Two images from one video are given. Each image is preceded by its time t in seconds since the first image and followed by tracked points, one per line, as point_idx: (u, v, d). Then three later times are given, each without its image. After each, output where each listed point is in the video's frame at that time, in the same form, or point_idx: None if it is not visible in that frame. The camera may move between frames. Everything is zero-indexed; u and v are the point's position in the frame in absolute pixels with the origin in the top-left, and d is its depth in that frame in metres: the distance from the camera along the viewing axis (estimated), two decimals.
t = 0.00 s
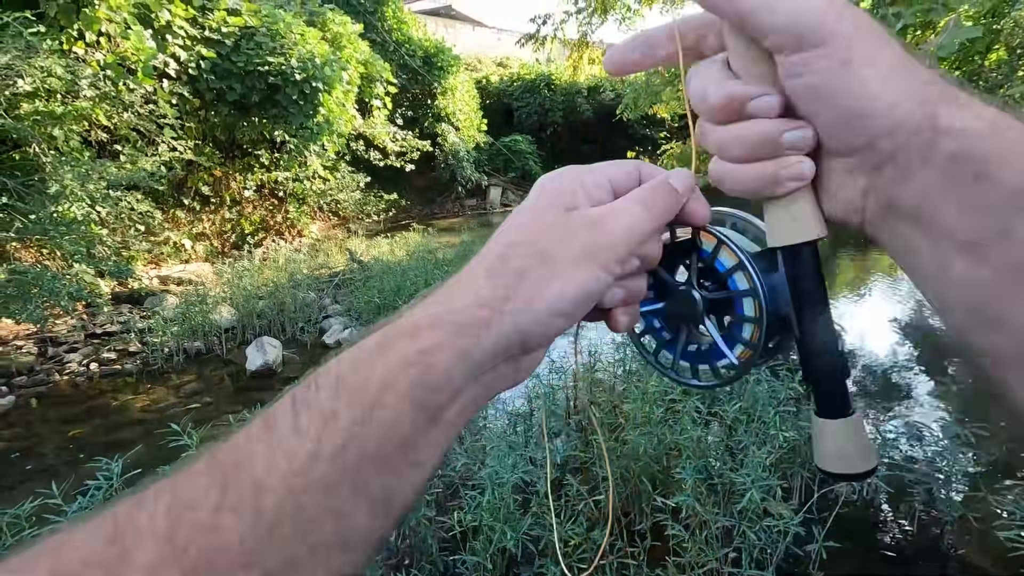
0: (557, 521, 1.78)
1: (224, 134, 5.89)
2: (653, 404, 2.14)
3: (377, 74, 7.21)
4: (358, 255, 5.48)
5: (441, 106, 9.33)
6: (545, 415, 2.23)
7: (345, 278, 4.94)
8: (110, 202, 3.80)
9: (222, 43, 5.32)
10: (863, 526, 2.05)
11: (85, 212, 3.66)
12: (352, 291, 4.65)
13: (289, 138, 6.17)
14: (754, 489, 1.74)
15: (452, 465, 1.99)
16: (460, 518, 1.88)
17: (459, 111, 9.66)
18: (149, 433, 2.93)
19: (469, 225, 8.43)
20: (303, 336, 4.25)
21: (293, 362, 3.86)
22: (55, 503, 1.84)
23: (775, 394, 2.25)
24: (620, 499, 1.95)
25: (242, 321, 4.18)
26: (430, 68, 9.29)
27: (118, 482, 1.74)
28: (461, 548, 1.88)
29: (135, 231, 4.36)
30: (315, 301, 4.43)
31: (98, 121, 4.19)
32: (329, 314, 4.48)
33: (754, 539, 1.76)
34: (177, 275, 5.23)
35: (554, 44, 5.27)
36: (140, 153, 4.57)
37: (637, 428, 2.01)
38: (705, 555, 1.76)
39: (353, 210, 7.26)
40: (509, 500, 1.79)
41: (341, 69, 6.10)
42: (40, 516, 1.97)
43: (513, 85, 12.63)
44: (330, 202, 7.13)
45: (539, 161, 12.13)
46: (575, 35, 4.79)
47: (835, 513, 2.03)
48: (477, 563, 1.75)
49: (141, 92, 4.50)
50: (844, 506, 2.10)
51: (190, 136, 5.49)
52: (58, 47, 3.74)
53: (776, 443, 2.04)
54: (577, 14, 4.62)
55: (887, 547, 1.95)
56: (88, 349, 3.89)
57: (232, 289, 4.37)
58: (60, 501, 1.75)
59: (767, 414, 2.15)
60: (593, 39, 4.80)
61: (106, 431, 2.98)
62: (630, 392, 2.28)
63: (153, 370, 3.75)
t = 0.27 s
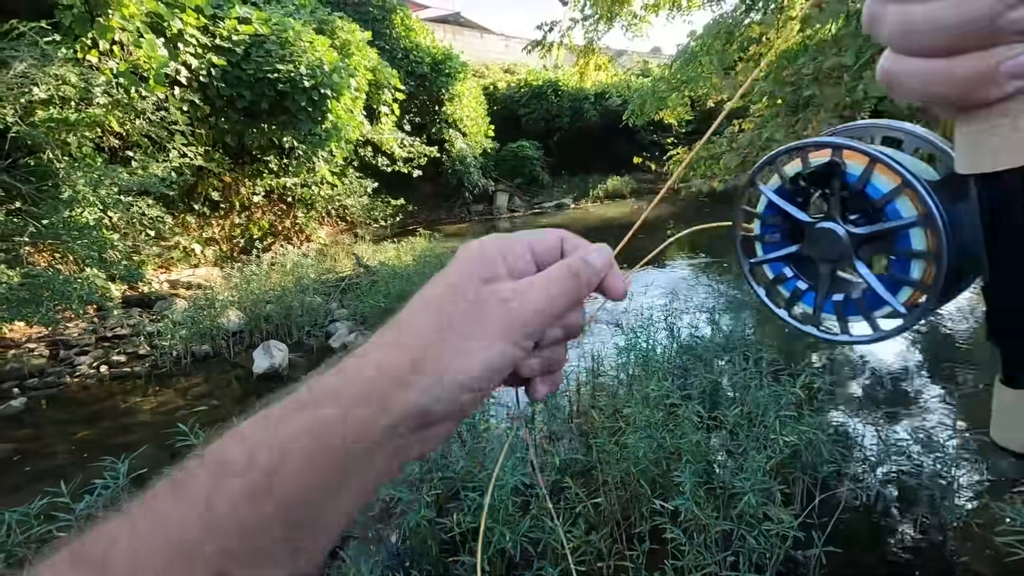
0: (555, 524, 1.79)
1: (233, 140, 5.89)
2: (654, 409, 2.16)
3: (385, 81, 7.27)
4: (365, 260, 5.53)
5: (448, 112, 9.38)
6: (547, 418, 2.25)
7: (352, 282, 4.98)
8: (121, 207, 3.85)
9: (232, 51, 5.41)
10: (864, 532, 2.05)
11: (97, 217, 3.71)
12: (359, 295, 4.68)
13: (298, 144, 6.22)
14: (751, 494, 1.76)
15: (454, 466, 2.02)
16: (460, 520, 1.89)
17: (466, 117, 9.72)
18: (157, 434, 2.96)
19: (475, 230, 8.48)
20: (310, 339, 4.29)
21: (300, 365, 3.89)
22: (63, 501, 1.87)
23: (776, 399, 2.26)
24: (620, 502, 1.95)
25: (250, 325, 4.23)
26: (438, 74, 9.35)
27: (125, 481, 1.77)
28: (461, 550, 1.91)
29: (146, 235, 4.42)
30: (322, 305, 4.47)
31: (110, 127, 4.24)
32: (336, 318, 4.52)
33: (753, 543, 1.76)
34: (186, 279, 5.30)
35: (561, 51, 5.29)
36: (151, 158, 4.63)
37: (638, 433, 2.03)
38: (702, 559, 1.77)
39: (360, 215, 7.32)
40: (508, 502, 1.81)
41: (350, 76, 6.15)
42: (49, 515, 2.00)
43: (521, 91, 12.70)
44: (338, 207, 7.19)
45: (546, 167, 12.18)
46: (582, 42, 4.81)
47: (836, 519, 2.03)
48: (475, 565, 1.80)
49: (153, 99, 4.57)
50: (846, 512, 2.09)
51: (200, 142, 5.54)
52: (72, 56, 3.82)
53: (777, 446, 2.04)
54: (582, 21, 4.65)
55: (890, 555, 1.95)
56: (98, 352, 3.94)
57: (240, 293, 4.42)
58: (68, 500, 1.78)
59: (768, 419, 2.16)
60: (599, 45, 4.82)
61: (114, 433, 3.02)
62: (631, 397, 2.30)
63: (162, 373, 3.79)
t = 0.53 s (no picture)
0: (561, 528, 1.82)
1: (251, 148, 5.99)
2: (661, 415, 2.17)
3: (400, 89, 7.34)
4: (378, 266, 5.58)
5: (462, 120, 9.45)
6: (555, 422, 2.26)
7: (365, 288, 5.02)
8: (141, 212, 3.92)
9: (251, 60, 5.53)
10: (874, 542, 2.05)
11: (118, 221, 3.78)
12: (371, 301, 4.72)
13: (313, 152, 6.29)
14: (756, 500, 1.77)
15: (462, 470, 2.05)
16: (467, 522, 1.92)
17: (479, 125, 9.78)
18: (173, 435, 3.02)
19: (488, 237, 8.52)
20: (323, 344, 4.34)
21: (313, 369, 3.94)
22: (83, 498, 1.92)
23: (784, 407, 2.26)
24: (626, 507, 1.97)
25: (264, 329, 4.28)
26: (452, 82, 9.42)
27: (143, 479, 1.81)
28: (468, 551, 1.93)
29: (165, 240, 4.49)
30: (335, 310, 4.52)
31: (132, 135, 4.33)
32: (349, 323, 4.58)
33: (757, 550, 1.77)
34: (202, 284, 5.38)
35: (574, 59, 5.32)
36: (171, 165, 4.72)
37: (645, 439, 2.04)
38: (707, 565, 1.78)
39: (374, 221, 7.38)
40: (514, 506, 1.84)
41: (365, 84, 6.22)
42: (69, 511, 2.05)
43: (534, 99, 12.75)
44: (352, 213, 7.26)
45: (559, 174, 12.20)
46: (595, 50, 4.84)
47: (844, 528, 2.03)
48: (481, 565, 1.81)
49: (174, 107, 4.67)
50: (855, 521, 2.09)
51: (218, 149, 5.64)
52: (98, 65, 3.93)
53: (786, 453, 2.03)
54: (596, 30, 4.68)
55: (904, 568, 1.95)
56: (117, 354, 4.01)
57: (255, 297, 4.49)
58: (88, 496, 1.82)
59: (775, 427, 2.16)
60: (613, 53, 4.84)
61: (132, 433, 3.08)
62: (639, 403, 2.30)
63: (178, 375, 3.86)
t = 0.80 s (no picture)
0: (584, 538, 1.84)
1: (282, 157, 6.14)
2: (686, 427, 2.16)
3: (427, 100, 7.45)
4: (404, 273, 5.66)
5: (487, 131, 9.54)
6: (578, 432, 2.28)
7: (390, 296, 5.10)
8: (178, 219, 4.03)
9: (284, 72, 5.68)
10: (904, 563, 2.03)
11: (155, 228, 3.90)
12: (396, 308, 4.80)
13: (342, 161, 6.41)
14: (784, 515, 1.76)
15: (485, 478, 2.08)
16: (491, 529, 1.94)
17: (505, 135, 9.87)
18: (205, 436, 3.10)
19: (512, 246, 8.59)
20: (349, 350, 4.42)
21: (339, 375, 4.01)
22: (121, 494, 1.99)
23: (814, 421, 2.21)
24: (650, 518, 1.98)
25: (292, 334, 4.38)
26: (479, 93, 9.52)
27: (178, 477, 1.88)
28: (490, 558, 1.95)
29: (199, 246, 4.62)
30: (361, 316, 4.60)
31: (171, 144, 4.47)
32: (374, 330, 4.65)
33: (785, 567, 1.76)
34: (233, 289, 5.52)
35: (600, 70, 5.36)
36: (206, 174, 4.85)
37: (668, 450, 2.04)
38: None
39: (400, 230, 7.50)
40: (537, 513, 1.86)
41: (393, 95, 6.32)
42: (108, 506, 2.13)
43: (559, 110, 12.85)
44: (378, 222, 7.39)
45: (583, 184, 12.25)
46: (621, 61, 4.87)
47: (874, 546, 2.01)
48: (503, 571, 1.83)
49: (210, 119, 4.81)
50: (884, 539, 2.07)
51: (251, 158, 5.78)
52: (140, 78, 4.10)
53: (814, 469, 2.01)
54: (622, 41, 4.70)
55: None
56: (152, 356, 4.14)
57: (284, 303, 4.59)
58: (127, 492, 1.90)
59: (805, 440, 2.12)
60: (639, 65, 4.87)
61: (165, 433, 3.17)
62: (663, 413, 2.31)
63: (209, 378, 3.96)
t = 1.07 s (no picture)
0: (593, 540, 1.85)
1: (295, 161, 6.21)
2: (695, 431, 2.17)
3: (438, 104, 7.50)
4: (414, 276, 5.69)
5: (498, 134, 9.58)
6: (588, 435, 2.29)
7: (401, 298, 5.14)
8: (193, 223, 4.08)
9: (298, 78, 5.74)
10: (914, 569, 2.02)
11: (171, 231, 3.93)
12: (407, 311, 4.84)
13: (354, 165, 6.46)
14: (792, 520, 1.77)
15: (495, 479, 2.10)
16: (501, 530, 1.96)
17: (515, 139, 9.90)
18: (219, 436, 3.15)
19: (522, 249, 8.62)
20: (360, 352, 4.45)
21: (350, 377, 4.05)
22: (139, 491, 2.04)
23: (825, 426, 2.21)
24: (658, 522, 1.99)
25: (304, 336, 4.42)
26: (489, 97, 9.55)
27: (194, 475, 1.92)
28: (499, 559, 1.97)
29: (213, 249, 4.68)
30: (372, 319, 4.63)
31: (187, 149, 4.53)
32: (385, 332, 4.68)
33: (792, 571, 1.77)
34: (246, 292, 5.58)
35: (611, 74, 5.38)
36: (221, 178, 4.91)
37: (678, 454, 2.05)
38: None
39: (411, 233, 7.56)
40: (547, 515, 1.88)
41: (405, 100, 6.36)
42: (126, 503, 2.17)
43: (570, 113, 12.89)
44: (390, 225, 7.45)
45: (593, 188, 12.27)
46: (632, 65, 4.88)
47: (884, 552, 2.01)
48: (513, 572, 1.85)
49: (225, 123, 4.87)
50: (894, 545, 2.06)
51: (265, 162, 5.84)
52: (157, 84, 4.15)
53: (824, 474, 2.00)
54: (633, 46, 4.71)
55: None
56: (167, 357, 4.20)
57: (297, 305, 4.63)
58: (144, 489, 1.94)
59: (815, 445, 2.12)
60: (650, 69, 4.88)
61: (179, 433, 3.22)
62: (673, 417, 2.32)
63: (223, 379, 4.02)
